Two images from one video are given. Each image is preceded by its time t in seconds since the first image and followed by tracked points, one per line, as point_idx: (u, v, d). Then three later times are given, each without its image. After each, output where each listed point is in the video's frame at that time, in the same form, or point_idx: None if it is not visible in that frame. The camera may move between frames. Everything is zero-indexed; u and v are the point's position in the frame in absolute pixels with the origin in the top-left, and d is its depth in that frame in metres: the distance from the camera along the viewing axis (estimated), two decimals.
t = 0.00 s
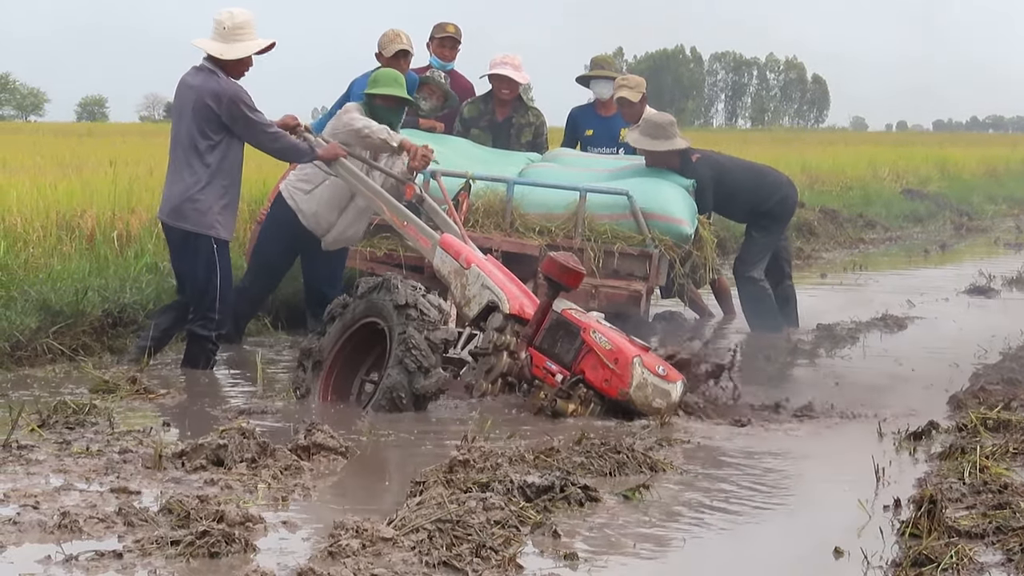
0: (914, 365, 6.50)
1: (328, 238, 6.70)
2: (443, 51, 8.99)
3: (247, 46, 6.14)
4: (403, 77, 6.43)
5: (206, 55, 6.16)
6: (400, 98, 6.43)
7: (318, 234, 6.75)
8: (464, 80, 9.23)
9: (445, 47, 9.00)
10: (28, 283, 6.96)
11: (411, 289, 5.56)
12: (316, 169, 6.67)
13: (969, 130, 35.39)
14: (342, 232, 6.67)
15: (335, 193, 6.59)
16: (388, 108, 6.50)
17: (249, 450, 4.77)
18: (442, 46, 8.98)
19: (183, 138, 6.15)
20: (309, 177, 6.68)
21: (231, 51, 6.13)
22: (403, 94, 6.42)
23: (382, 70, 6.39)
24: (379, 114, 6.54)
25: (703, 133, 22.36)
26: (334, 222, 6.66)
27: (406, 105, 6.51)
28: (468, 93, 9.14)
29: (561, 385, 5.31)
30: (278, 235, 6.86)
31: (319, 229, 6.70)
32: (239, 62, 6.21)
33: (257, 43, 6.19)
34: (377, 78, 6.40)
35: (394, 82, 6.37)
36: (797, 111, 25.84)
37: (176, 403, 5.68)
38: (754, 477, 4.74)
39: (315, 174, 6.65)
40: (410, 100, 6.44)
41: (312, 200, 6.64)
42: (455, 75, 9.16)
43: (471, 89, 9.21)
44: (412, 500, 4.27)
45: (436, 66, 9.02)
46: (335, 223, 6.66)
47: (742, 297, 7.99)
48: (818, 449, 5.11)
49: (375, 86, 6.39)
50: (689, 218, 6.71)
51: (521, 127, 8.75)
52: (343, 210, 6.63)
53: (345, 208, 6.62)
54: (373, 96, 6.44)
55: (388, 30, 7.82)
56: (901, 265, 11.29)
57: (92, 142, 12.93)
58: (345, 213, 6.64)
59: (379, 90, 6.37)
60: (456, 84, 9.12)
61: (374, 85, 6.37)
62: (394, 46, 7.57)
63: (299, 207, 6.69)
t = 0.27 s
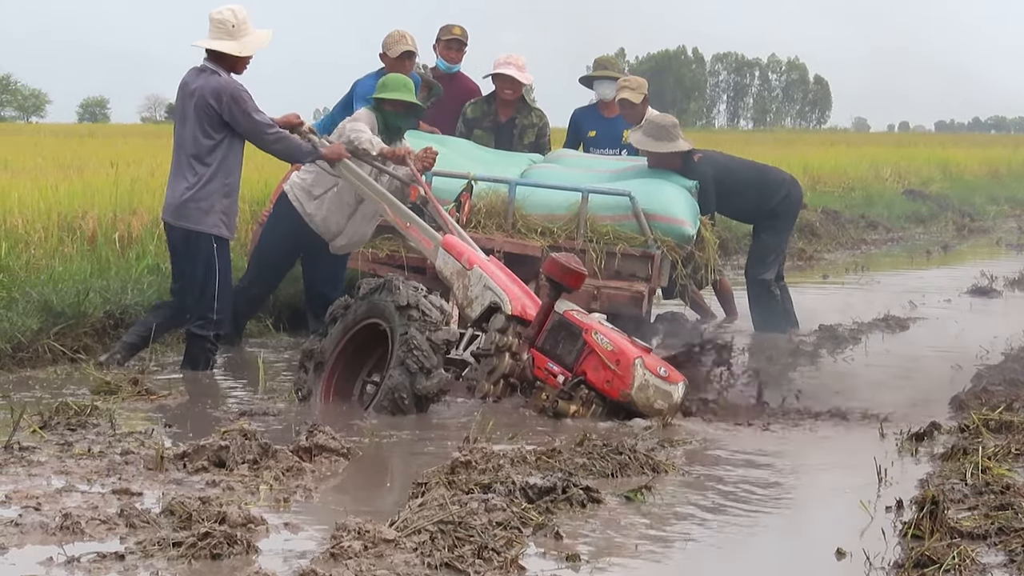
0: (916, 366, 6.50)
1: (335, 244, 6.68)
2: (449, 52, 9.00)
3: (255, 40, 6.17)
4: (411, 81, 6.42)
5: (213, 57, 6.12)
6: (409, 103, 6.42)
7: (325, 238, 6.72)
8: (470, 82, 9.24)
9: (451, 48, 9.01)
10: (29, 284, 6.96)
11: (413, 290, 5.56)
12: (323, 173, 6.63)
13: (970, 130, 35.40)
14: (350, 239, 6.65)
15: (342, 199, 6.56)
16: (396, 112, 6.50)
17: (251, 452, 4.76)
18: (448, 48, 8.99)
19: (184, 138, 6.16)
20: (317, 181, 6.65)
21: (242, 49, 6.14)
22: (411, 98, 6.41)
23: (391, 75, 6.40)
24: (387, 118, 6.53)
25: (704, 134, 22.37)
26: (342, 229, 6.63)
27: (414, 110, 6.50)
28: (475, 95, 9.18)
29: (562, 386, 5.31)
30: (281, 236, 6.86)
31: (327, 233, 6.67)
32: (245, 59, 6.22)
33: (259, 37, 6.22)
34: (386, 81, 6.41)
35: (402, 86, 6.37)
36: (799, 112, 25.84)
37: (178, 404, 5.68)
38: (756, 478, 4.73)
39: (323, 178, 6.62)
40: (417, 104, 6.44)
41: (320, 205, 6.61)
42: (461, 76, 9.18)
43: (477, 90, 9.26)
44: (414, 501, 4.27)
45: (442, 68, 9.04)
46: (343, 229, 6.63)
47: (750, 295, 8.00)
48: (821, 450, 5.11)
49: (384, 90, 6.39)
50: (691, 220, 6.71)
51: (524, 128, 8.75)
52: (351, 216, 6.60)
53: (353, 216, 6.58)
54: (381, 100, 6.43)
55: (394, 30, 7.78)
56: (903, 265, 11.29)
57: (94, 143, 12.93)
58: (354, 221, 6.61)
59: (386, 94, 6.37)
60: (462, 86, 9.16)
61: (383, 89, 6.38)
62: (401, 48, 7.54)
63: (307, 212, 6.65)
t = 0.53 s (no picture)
0: (917, 366, 6.50)
1: (334, 243, 6.68)
2: (452, 53, 9.00)
3: (250, 34, 6.23)
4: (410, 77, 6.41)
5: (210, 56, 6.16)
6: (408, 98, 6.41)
7: (324, 237, 6.72)
8: (473, 83, 9.24)
9: (454, 50, 9.01)
10: (30, 285, 6.96)
11: (414, 290, 5.57)
12: (322, 173, 6.63)
13: (970, 131, 35.40)
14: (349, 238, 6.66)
15: (340, 198, 6.55)
16: (396, 109, 6.49)
17: (252, 452, 4.76)
18: (451, 49, 9.00)
19: (176, 130, 6.18)
20: (318, 181, 6.65)
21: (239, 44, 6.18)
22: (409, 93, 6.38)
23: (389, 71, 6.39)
24: (387, 115, 6.53)
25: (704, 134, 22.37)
26: (341, 227, 6.63)
27: (414, 106, 6.49)
28: (477, 95, 9.19)
29: (563, 387, 5.32)
30: (281, 236, 6.86)
31: (325, 233, 6.67)
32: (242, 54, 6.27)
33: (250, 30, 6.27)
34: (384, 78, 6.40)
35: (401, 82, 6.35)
36: (800, 113, 25.85)
37: (179, 405, 5.68)
38: (757, 478, 4.74)
39: (322, 178, 6.61)
40: (417, 100, 6.42)
41: (319, 205, 6.61)
42: (464, 76, 9.18)
43: (480, 91, 9.26)
44: (415, 501, 4.27)
45: (445, 68, 9.04)
46: (342, 228, 6.63)
47: (754, 292, 8.05)
48: (823, 450, 5.11)
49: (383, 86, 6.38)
50: (692, 221, 6.71)
51: (525, 129, 8.76)
52: (350, 215, 6.59)
53: (352, 214, 6.58)
54: (381, 96, 6.43)
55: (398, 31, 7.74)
56: (904, 266, 11.30)
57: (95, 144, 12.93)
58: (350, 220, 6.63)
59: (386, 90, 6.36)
60: (465, 86, 9.17)
61: (381, 85, 6.36)
62: (403, 48, 7.53)
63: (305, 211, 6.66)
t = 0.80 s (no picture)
0: (918, 366, 6.50)
1: (334, 244, 6.70)
2: (454, 54, 9.04)
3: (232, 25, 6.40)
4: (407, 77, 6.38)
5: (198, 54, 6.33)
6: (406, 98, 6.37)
7: (323, 237, 6.72)
8: (474, 83, 9.25)
9: (455, 50, 9.05)
10: (31, 286, 6.96)
11: (414, 290, 5.56)
12: (319, 174, 6.60)
13: (971, 130, 35.40)
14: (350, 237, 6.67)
15: (340, 199, 6.55)
16: (394, 110, 6.45)
17: (252, 453, 4.76)
18: (452, 50, 9.04)
19: (167, 121, 6.32)
20: (315, 182, 6.62)
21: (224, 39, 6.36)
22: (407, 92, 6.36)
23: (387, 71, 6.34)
24: (384, 116, 6.47)
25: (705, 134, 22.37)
26: (341, 227, 6.64)
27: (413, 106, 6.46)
28: (479, 95, 9.19)
29: (563, 387, 5.32)
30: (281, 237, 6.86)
31: (324, 233, 6.68)
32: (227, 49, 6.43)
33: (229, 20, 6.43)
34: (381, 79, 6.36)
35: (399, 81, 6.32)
36: (800, 113, 25.85)
37: (179, 405, 5.68)
38: (757, 478, 4.73)
39: (320, 179, 6.59)
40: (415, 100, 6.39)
41: (318, 206, 6.60)
42: (466, 77, 9.20)
43: (482, 91, 9.26)
44: (415, 501, 4.27)
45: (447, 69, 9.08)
46: (342, 228, 6.64)
47: (755, 300, 7.97)
48: (823, 450, 5.10)
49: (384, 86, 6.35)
50: (692, 220, 6.71)
51: (525, 129, 8.76)
52: (350, 215, 6.60)
53: (351, 214, 6.59)
54: (379, 97, 6.38)
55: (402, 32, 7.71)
56: (905, 266, 11.30)
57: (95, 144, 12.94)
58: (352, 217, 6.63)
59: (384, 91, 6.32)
60: (466, 87, 9.18)
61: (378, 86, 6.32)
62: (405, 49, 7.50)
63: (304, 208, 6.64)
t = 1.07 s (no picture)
0: (918, 365, 6.51)
1: (321, 232, 6.76)
2: (454, 54, 9.08)
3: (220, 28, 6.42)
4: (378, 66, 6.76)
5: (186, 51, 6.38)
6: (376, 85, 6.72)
7: (311, 229, 6.81)
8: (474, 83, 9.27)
9: (456, 51, 9.10)
10: (32, 286, 6.97)
11: (415, 290, 5.56)
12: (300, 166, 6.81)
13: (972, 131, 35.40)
14: (336, 224, 6.74)
15: (321, 184, 6.72)
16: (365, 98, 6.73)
17: (253, 452, 4.76)
18: (453, 51, 9.09)
19: (162, 120, 6.37)
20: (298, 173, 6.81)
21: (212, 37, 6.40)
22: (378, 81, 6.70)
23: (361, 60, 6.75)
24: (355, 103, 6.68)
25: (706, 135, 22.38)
26: (326, 214, 6.74)
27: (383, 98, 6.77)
28: (480, 95, 9.21)
29: (564, 387, 5.32)
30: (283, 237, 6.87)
31: (312, 223, 6.77)
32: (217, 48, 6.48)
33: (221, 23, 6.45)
34: (353, 66, 6.75)
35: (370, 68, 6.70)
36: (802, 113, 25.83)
37: (181, 405, 5.68)
38: (757, 478, 4.74)
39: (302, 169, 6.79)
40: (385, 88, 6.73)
41: (302, 194, 6.75)
42: (467, 78, 9.23)
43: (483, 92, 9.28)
44: (416, 501, 4.27)
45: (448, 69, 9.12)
46: (327, 214, 6.73)
47: (756, 299, 7.95)
48: (824, 450, 5.11)
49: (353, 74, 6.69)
50: (693, 220, 6.72)
51: (524, 130, 8.76)
52: (334, 199, 6.73)
53: (335, 198, 6.72)
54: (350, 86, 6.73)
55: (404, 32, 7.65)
56: (906, 265, 11.31)
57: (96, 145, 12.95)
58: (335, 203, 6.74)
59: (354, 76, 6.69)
60: (467, 87, 9.20)
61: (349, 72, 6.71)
62: (406, 49, 7.43)
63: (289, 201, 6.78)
